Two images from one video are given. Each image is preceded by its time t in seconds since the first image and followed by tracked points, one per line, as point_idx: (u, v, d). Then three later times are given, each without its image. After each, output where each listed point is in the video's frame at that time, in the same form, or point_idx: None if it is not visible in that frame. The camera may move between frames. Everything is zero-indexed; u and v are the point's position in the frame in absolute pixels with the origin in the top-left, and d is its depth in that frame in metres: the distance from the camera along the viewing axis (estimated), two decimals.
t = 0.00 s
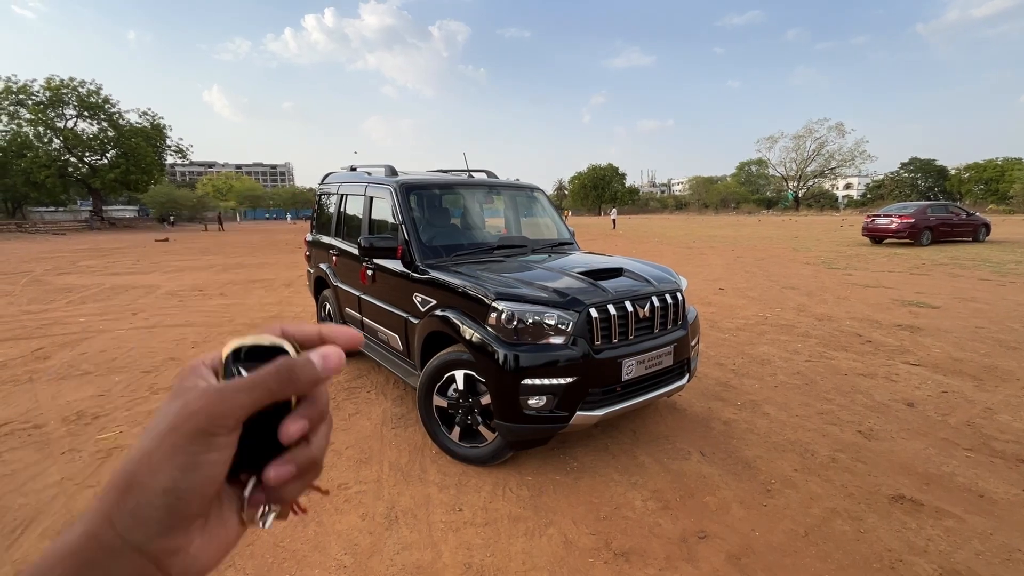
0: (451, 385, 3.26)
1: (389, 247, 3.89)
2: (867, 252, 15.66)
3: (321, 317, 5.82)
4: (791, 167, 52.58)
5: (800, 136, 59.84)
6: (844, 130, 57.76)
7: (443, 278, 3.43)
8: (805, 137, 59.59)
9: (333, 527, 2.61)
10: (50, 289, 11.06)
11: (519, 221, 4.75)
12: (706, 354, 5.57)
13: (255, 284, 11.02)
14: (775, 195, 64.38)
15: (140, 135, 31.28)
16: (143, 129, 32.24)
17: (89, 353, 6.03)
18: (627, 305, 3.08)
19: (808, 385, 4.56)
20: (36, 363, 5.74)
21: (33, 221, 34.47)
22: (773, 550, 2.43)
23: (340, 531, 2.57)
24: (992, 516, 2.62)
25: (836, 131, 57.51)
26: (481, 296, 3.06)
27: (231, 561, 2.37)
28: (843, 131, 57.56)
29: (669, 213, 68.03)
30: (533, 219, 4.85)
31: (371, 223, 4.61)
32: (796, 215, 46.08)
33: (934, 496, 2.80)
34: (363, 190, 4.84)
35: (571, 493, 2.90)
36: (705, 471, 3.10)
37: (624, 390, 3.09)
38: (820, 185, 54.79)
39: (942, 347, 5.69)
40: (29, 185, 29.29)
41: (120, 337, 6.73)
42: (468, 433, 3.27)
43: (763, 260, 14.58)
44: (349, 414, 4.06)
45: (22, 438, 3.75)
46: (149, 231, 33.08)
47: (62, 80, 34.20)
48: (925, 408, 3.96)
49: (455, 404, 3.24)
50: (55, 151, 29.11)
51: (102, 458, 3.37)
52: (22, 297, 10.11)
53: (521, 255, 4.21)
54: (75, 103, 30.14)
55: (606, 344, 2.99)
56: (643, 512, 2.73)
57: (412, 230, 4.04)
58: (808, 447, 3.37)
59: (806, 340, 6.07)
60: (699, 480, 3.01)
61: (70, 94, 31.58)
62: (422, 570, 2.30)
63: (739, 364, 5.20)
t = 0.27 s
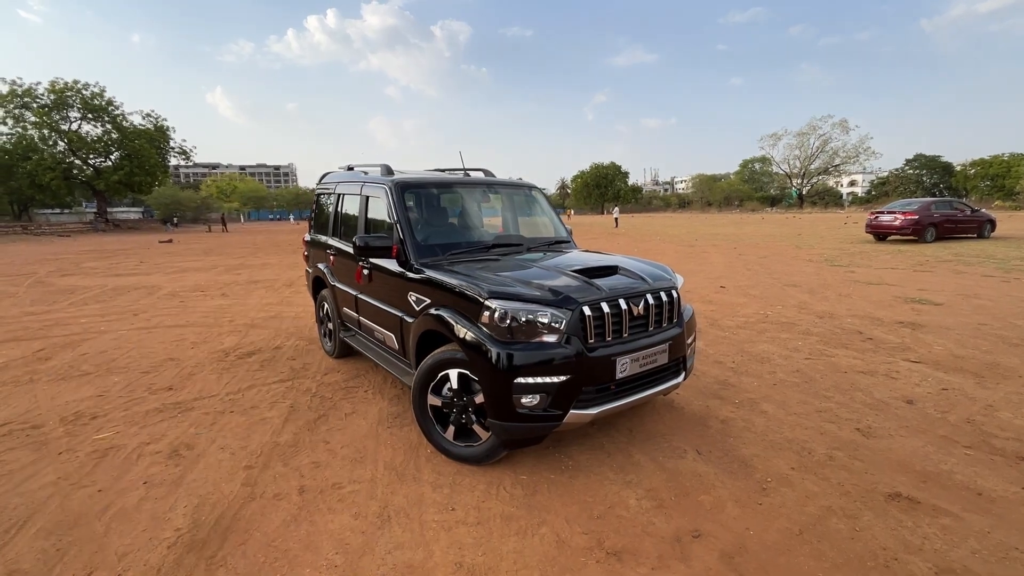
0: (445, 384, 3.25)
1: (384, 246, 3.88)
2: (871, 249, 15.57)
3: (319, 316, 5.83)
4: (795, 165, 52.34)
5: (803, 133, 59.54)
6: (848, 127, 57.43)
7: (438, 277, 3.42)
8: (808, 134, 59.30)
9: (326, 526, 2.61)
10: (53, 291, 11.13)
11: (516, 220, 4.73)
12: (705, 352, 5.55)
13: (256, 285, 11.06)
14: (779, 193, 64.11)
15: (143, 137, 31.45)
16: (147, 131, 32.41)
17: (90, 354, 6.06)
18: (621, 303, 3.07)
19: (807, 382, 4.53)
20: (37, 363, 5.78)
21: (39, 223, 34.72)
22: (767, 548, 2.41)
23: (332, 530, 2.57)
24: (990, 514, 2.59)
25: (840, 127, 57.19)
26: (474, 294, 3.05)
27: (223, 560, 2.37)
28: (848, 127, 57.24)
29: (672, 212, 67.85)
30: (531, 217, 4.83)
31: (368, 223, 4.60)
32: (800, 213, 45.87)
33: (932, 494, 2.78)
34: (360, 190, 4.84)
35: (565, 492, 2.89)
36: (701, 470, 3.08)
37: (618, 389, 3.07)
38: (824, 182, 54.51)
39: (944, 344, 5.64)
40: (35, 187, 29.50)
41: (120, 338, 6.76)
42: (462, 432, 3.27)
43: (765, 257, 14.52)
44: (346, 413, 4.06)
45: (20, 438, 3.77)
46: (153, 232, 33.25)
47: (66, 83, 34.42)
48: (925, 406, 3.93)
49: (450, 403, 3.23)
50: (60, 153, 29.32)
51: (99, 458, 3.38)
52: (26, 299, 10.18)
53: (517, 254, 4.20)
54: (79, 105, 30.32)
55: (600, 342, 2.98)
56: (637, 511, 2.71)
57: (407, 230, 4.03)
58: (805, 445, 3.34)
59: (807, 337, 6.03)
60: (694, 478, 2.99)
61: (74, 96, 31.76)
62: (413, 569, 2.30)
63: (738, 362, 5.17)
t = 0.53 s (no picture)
0: (439, 385, 3.25)
1: (379, 247, 3.88)
2: (875, 248, 15.45)
3: (318, 318, 5.84)
4: (800, 163, 52.04)
5: (809, 132, 59.19)
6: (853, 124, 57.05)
7: (432, 278, 3.42)
8: (813, 132, 58.93)
9: (317, 528, 2.61)
10: (58, 293, 11.22)
11: (513, 220, 4.72)
12: (704, 352, 5.52)
13: (259, 286, 11.10)
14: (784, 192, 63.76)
15: (149, 139, 31.66)
16: (152, 134, 32.62)
17: (91, 356, 6.10)
18: (615, 303, 3.05)
19: (807, 383, 4.49)
20: (39, 365, 5.82)
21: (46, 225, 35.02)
22: (760, 551, 2.39)
23: (323, 532, 2.57)
24: (987, 516, 2.56)
25: (846, 125, 56.81)
26: (466, 295, 3.05)
27: (214, 562, 2.38)
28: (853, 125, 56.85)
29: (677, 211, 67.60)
30: (527, 218, 4.82)
31: (364, 224, 4.61)
32: (805, 211, 45.60)
33: (929, 496, 2.74)
34: (357, 191, 4.85)
35: (558, 494, 2.87)
36: (695, 472, 3.06)
37: (612, 390, 3.05)
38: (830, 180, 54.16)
39: (946, 343, 5.58)
40: (42, 190, 29.76)
41: (122, 340, 6.80)
42: (456, 433, 3.26)
43: (768, 256, 14.44)
44: (342, 415, 4.06)
45: (20, 439, 3.80)
46: (159, 234, 33.48)
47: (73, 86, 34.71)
48: (925, 406, 3.88)
49: (443, 404, 3.23)
50: (67, 157, 29.57)
51: (96, 460, 3.40)
52: (31, 301, 10.27)
53: (513, 254, 4.19)
54: (86, 108, 30.57)
55: (593, 343, 2.97)
56: (630, 513, 2.70)
57: (403, 231, 4.03)
58: (802, 446, 3.31)
59: (808, 337, 5.98)
60: (688, 480, 2.97)
61: (81, 100, 32.02)
62: (402, 572, 2.29)
63: (737, 363, 5.13)
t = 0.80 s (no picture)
0: (436, 386, 3.25)
1: (377, 249, 3.89)
2: (882, 248, 15.33)
3: (319, 319, 5.87)
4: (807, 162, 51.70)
5: (815, 131, 58.79)
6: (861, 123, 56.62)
7: (428, 279, 3.42)
8: (820, 131, 58.53)
9: (312, 528, 2.62)
10: (65, 294, 11.34)
11: (511, 221, 4.72)
12: (705, 353, 5.49)
13: (263, 288, 11.16)
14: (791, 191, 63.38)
15: (156, 142, 31.92)
16: (160, 137, 32.90)
17: (96, 357, 6.16)
18: (610, 304, 3.04)
19: (807, 384, 4.46)
20: (44, 366, 5.88)
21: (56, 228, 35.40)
22: (754, 553, 2.38)
23: (318, 533, 2.58)
24: (986, 519, 2.53)
25: (853, 124, 56.39)
26: (462, 296, 3.05)
27: (208, 562, 2.39)
28: (860, 124, 56.44)
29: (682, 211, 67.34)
30: (526, 218, 4.82)
31: (363, 225, 4.62)
32: (811, 211, 45.30)
33: (927, 498, 2.72)
34: (356, 193, 4.87)
35: (553, 495, 2.87)
36: (692, 473, 3.04)
37: (608, 390, 3.05)
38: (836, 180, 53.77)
39: (950, 343, 5.53)
40: (51, 193, 30.07)
41: (126, 341, 6.86)
42: (453, 434, 3.27)
43: (773, 257, 14.35)
44: (341, 415, 4.08)
45: (22, 440, 3.84)
46: (167, 236, 33.74)
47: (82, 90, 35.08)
48: (927, 407, 3.85)
49: (440, 405, 3.23)
50: (75, 160, 29.88)
51: (97, 460, 3.44)
52: (38, 302, 10.38)
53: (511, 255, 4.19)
54: (94, 112, 30.87)
55: (588, 344, 2.96)
56: (625, 514, 2.69)
57: (401, 232, 4.04)
58: (800, 448, 3.29)
59: (810, 338, 5.94)
60: (684, 481, 2.96)
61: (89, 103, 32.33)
62: (395, 573, 2.30)
63: (738, 364, 5.11)
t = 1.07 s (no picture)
0: (434, 386, 3.28)
1: (377, 250, 3.92)
2: (888, 248, 15.22)
3: (322, 319, 5.92)
4: (814, 163, 51.38)
5: (822, 131, 58.41)
6: (868, 123, 56.25)
7: (427, 279, 3.46)
8: (827, 131, 58.14)
9: (310, 524, 2.65)
10: (75, 294, 11.50)
11: (512, 221, 4.75)
12: (706, 353, 5.49)
13: (268, 288, 11.25)
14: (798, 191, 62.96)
15: (165, 144, 32.25)
16: (168, 139, 33.22)
17: (103, 356, 6.25)
18: (606, 304, 3.06)
19: (807, 384, 4.45)
20: (53, 365, 5.97)
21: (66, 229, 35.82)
22: (747, 552, 2.39)
23: (316, 529, 2.62)
24: (982, 519, 2.52)
25: (861, 124, 55.96)
26: (459, 296, 3.08)
27: (208, 556, 2.44)
28: (868, 124, 56.02)
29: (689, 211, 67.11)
30: (526, 219, 4.85)
31: (364, 226, 4.67)
32: (819, 212, 45.00)
33: (923, 498, 2.71)
34: (358, 194, 4.91)
35: (549, 493, 2.89)
36: (688, 472, 3.05)
37: (604, 390, 3.07)
38: (844, 180, 53.37)
39: (954, 344, 5.49)
40: (62, 195, 30.45)
41: (134, 341, 6.95)
42: (451, 433, 3.29)
43: (778, 257, 14.29)
44: (342, 414, 4.12)
45: (30, 437, 3.91)
46: (175, 237, 34.06)
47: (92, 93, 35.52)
48: (927, 408, 3.83)
49: (438, 404, 3.26)
50: (86, 162, 30.25)
51: (102, 457, 3.50)
52: (49, 302, 10.54)
53: (511, 255, 4.22)
54: (104, 115, 31.23)
55: (584, 344, 2.98)
56: (620, 513, 2.70)
57: (401, 233, 4.08)
58: (798, 448, 3.29)
59: (812, 339, 5.92)
60: (680, 481, 2.97)
61: (99, 106, 32.68)
62: (390, 568, 2.33)
63: (738, 364, 5.10)
